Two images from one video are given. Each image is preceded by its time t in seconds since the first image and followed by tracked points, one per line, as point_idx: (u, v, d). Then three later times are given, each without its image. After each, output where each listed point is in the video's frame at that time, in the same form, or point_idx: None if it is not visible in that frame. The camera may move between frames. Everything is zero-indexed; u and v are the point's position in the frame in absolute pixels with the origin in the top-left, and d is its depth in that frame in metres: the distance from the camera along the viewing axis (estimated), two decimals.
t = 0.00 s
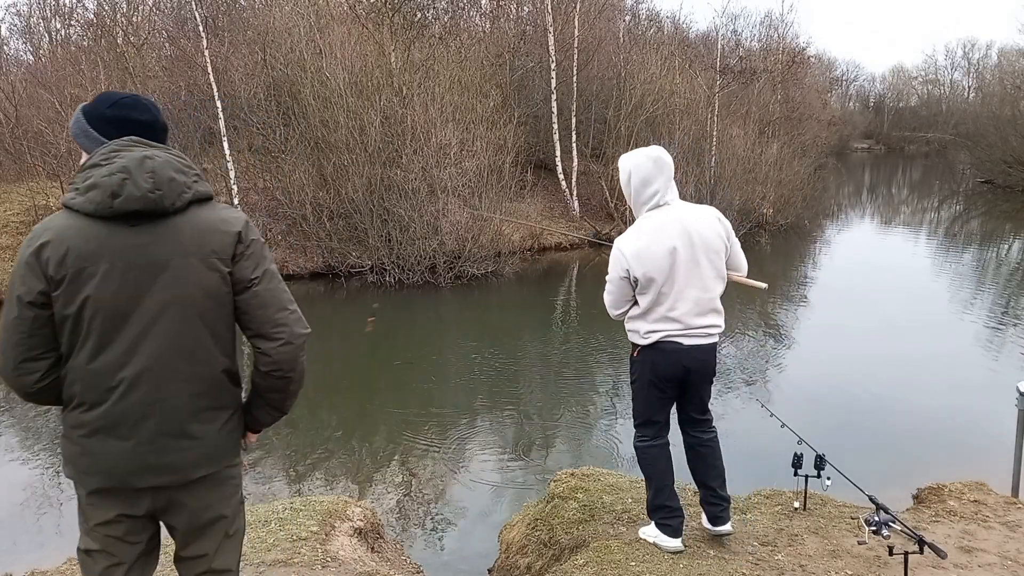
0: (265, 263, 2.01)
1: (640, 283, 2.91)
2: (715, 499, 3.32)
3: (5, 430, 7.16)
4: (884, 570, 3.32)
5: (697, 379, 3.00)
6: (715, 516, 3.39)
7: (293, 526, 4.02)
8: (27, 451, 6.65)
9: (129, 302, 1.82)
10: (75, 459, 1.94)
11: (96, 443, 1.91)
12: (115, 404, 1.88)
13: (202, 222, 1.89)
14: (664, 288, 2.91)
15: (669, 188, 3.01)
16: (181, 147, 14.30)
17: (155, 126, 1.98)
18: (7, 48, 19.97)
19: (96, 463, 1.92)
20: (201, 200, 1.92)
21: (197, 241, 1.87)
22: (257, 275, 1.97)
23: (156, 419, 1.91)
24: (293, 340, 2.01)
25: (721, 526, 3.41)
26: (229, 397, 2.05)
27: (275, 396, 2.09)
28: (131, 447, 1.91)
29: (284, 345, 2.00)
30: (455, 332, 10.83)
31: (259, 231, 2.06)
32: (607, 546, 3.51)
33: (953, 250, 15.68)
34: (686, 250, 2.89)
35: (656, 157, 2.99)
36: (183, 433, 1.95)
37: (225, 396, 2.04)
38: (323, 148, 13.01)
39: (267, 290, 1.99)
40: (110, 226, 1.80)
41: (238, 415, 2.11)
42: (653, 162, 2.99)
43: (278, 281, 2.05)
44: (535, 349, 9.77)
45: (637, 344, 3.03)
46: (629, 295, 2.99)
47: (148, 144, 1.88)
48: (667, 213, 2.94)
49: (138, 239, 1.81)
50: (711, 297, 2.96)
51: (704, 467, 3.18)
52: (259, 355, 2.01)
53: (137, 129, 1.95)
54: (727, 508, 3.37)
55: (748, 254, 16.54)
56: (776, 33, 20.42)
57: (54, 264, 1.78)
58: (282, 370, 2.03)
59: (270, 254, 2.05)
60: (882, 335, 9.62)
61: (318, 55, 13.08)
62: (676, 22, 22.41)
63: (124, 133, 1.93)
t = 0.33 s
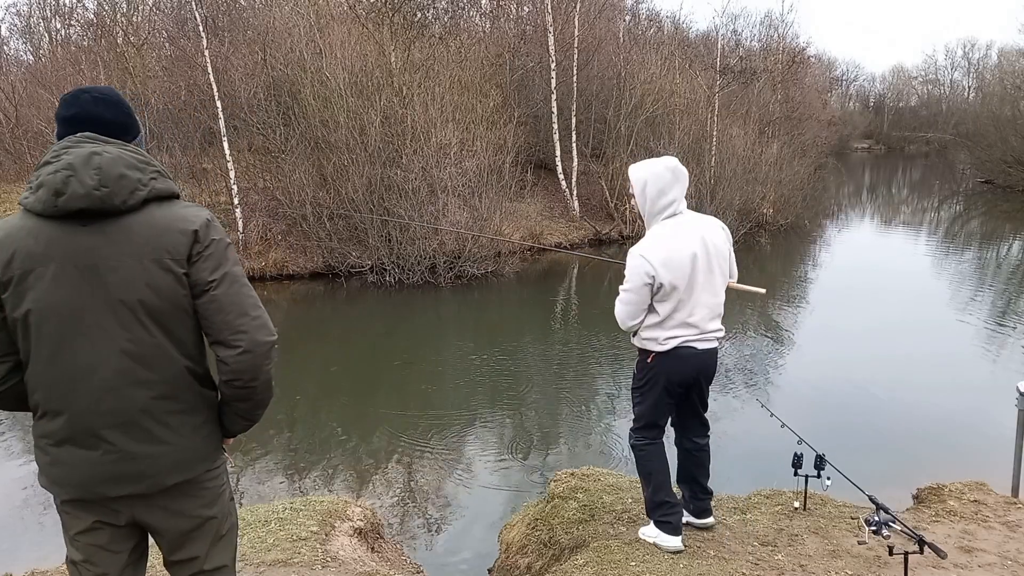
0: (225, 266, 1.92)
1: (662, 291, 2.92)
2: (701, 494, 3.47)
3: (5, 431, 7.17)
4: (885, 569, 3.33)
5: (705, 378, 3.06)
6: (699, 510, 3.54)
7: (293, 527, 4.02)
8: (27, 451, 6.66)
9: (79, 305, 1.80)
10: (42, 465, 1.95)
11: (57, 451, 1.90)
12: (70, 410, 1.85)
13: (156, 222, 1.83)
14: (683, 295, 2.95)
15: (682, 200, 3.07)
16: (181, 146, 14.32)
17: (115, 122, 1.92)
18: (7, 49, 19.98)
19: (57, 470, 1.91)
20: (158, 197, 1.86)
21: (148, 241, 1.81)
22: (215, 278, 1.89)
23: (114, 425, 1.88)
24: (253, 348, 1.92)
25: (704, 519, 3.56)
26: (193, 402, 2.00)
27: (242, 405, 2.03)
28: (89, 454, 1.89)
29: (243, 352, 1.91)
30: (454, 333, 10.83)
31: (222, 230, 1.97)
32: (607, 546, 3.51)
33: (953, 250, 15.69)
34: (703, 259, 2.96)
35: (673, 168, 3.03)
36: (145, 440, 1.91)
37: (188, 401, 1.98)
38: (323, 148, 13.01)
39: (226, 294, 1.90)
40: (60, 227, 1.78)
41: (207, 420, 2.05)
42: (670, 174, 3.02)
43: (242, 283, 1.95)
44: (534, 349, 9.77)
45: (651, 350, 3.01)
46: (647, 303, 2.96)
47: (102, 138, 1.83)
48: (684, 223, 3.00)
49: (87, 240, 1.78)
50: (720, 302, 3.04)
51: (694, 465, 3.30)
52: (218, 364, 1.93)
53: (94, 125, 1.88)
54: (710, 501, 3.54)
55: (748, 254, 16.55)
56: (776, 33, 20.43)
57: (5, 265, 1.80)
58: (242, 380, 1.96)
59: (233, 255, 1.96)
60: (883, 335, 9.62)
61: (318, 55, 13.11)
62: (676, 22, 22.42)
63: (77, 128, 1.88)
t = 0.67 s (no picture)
0: (213, 272, 1.87)
1: (697, 283, 2.99)
2: (704, 497, 3.49)
3: (5, 430, 7.17)
4: (885, 569, 3.33)
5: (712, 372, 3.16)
6: (701, 514, 3.55)
7: (293, 526, 4.03)
8: (27, 451, 6.66)
9: (61, 305, 1.80)
10: (38, 463, 1.99)
11: (47, 451, 1.92)
12: (55, 411, 1.86)
13: (140, 223, 1.80)
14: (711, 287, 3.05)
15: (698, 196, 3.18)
16: (181, 147, 14.32)
17: (115, 120, 1.90)
18: (7, 49, 19.99)
19: (50, 470, 1.94)
20: (149, 198, 1.84)
21: (130, 243, 1.79)
22: (201, 284, 1.85)
23: (99, 428, 1.87)
24: (239, 358, 1.88)
25: (705, 522, 3.57)
26: (184, 406, 1.97)
27: (235, 412, 2.00)
28: (77, 457, 1.89)
29: (230, 362, 1.87)
30: (454, 333, 10.83)
31: (214, 234, 1.93)
32: (607, 546, 3.51)
33: (953, 250, 15.69)
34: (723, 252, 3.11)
35: (692, 165, 3.12)
36: (131, 444, 1.90)
37: (177, 404, 1.95)
38: (323, 148, 13.02)
39: (213, 301, 1.86)
40: (48, 227, 1.80)
41: (199, 424, 2.01)
42: (690, 169, 3.11)
43: (233, 289, 1.91)
44: (533, 349, 9.78)
45: (679, 345, 3.04)
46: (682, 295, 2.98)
47: (95, 137, 1.84)
48: (706, 217, 3.11)
49: (71, 240, 1.78)
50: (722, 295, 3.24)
51: (697, 465, 3.33)
52: (207, 372, 1.91)
53: (92, 123, 1.88)
54: (710, 504, 3.55)
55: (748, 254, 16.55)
56: (776, 33, 20.42)
57: None
58: (231, 390, 1.92)
59: (224, 260, 1.91)
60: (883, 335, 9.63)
61: (318, 55, 13.13)
62: (676, 22, 22.41)
63: (76, 126, 1.89)
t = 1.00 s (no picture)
0: (240, 279, 1.86)
1: (711, 274, 3.05)
2: (705, 495, 3.48)
3: (6, 430, 7.18)
4: (884, 570, 3.33)
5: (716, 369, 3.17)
6: (701, 514, 3.55)
7: (292, 527, 4.03)
8: (28, 450, 6.67)
9: (79, 306, 1.80)
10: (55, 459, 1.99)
11: (64, 449, 1.93)
12: (73, 411, 1.87)
13: (162, 226, 1.80)
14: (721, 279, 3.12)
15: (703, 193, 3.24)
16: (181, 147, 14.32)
17: (146, 118, 1.91)
18: (7, 48, 20.00)
19: (67, 469, 1.94)
20: (173, 201, 1.83)
21: (152, 247, 1.78)
22: (228, 292, 1.84)
23: (116, 430, 1.87)
24: (268, 365, 1.88)
25: (706, 522, 3.57)
26: (202, 410, 1.96)
27: (260, 419, 2.00)
28: (93, 457, 1.89)
29: (259, 370, 1.88)
30: (454, 333, 10.83)
31: (241, 241, 1.91)
32: (607, 546, 3.51)
33: (953, 250, 15.69)
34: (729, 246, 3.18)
35: (702, 161, 3.14)
36: (146, 447, 1.90)
37: (195, 409, 1.94)
38: (323, 148, 13.03)
39: (240, 310, 1.85)
40: (69, 226, 1.80)
41: (216, 430, 2.00)
42: (700, 165, 3.14)
43: (260, 296, 1.90)
44: (534, 349, 9.77)
45: (690, 338, 3.03)
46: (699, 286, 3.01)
47: (123, 137, 1.84)
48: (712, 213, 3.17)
49: (92, 241, 1.78)
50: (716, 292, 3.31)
51: (700, 463, 3.34)
52: (236, 380, 1.91)
53: (124, 121, 1.89)
54: (711, 504, 3.55)
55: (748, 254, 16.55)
56: (776, 33, 20.39)
57: (18, 260, 1.85)
58: (258, 397, 1.93)
59: (250, 267, 1.90)
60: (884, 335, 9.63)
61: (318, 55, 13.14)
62: (676, 23, 22.40)
63: (107, 124, 1.90)
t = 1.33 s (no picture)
0: (284, 281, 1.89)
1: (708, 269, 3.05)
2: (704, 494, 3.48)
3: (6, 430, 7.19)
4: (884, 569, 3.33)
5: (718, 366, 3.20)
6: (701, 513, 3.55)
7: (292, 527, 4.03)
8: (27, 450, 6.66)
9: (112, 303, 1.78)
10: (79, 457, 1.96)
11: (91, 447, 1.90)
12: (105, 409, 1.84)
13: (200, 226, 1.80)
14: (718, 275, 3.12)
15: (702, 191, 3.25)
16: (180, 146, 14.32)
17: (183, 116, 1.91)
18: (8, 48, 19.98)
19: (93, 467, 1.92)
20: (210, 201, 1.84)
21: (190, 247, 1.78)
22: (273, 293, 1.87)
23: (148, 429, 1.86)
24: (317, 363, 1.93)
25: (706, 522, 3.57)
26: (230, 409, 1.97)
27: (296, 416, 2.03)
28: (123, 456, 1.87)
29: (307, 368, 1.92)
30: (454, 332, 10.84)
31: (275, 243, 1.93)
32: (607, 546, 3.51)
33: (953, 250, 15.68)
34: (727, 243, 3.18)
35: (700, 159, 3.15)
36: (176, 445, 1.89)
37: (224, 407, 1.95)
38: (323, 148, 13.03)
39: (286, 310, 1.88)
40: (104, 223, 1.78)
41: (242, 427, 2.02)
42: (698, 163, 3.15)
43: (303, 297, 1.94)
44: (535, 349, 9.78)
45: (691, 334, 3.04)
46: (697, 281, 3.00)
47: (161, 134, 1.84)
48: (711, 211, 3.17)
49: (128, 238, 1.77)
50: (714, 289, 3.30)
51: (700, 462, 3.35)
52: (280, 377, 1.94)
53: (160, 118, 1.89)
54: (710, 504, 3.56)
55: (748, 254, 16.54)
56: (776, 33, 20.29)
57: (48, 255, 1.82)
58: (302, 394, 1.97)
59: (290, 269, 1.93)
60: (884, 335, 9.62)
61: (318, 55, 13.14)
62: (676, 22, 22.39)
63: (144, 121, 1.90)
